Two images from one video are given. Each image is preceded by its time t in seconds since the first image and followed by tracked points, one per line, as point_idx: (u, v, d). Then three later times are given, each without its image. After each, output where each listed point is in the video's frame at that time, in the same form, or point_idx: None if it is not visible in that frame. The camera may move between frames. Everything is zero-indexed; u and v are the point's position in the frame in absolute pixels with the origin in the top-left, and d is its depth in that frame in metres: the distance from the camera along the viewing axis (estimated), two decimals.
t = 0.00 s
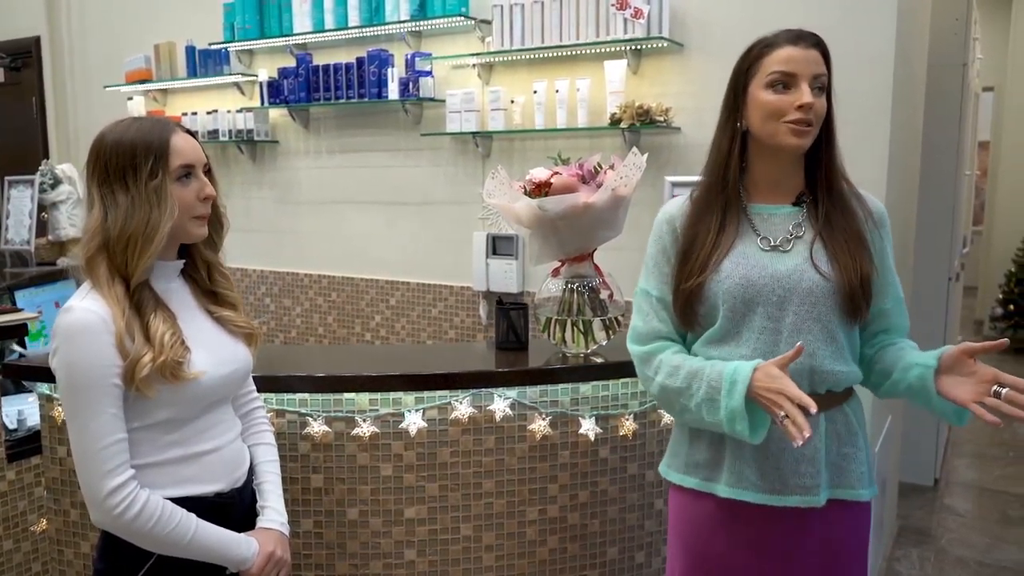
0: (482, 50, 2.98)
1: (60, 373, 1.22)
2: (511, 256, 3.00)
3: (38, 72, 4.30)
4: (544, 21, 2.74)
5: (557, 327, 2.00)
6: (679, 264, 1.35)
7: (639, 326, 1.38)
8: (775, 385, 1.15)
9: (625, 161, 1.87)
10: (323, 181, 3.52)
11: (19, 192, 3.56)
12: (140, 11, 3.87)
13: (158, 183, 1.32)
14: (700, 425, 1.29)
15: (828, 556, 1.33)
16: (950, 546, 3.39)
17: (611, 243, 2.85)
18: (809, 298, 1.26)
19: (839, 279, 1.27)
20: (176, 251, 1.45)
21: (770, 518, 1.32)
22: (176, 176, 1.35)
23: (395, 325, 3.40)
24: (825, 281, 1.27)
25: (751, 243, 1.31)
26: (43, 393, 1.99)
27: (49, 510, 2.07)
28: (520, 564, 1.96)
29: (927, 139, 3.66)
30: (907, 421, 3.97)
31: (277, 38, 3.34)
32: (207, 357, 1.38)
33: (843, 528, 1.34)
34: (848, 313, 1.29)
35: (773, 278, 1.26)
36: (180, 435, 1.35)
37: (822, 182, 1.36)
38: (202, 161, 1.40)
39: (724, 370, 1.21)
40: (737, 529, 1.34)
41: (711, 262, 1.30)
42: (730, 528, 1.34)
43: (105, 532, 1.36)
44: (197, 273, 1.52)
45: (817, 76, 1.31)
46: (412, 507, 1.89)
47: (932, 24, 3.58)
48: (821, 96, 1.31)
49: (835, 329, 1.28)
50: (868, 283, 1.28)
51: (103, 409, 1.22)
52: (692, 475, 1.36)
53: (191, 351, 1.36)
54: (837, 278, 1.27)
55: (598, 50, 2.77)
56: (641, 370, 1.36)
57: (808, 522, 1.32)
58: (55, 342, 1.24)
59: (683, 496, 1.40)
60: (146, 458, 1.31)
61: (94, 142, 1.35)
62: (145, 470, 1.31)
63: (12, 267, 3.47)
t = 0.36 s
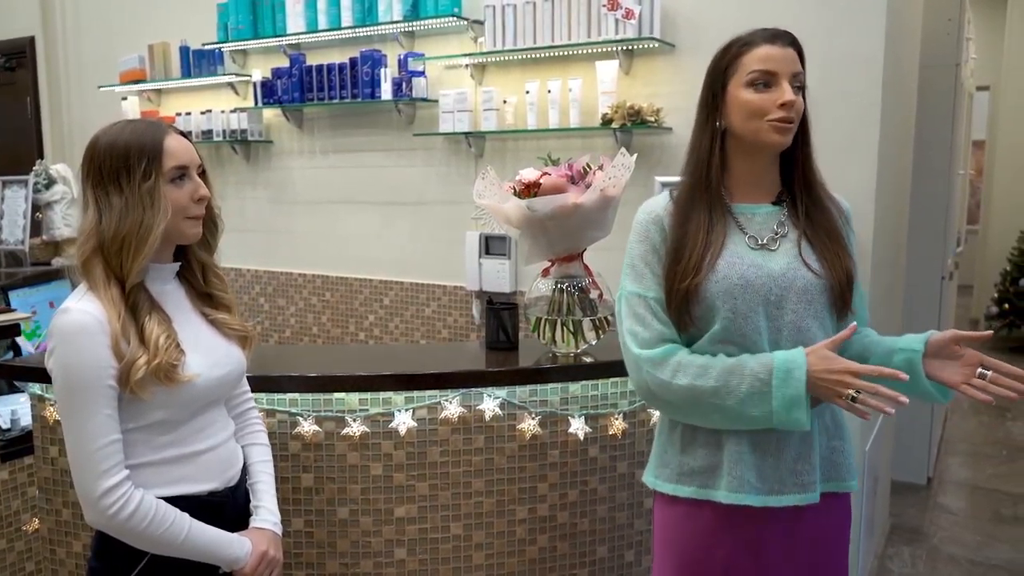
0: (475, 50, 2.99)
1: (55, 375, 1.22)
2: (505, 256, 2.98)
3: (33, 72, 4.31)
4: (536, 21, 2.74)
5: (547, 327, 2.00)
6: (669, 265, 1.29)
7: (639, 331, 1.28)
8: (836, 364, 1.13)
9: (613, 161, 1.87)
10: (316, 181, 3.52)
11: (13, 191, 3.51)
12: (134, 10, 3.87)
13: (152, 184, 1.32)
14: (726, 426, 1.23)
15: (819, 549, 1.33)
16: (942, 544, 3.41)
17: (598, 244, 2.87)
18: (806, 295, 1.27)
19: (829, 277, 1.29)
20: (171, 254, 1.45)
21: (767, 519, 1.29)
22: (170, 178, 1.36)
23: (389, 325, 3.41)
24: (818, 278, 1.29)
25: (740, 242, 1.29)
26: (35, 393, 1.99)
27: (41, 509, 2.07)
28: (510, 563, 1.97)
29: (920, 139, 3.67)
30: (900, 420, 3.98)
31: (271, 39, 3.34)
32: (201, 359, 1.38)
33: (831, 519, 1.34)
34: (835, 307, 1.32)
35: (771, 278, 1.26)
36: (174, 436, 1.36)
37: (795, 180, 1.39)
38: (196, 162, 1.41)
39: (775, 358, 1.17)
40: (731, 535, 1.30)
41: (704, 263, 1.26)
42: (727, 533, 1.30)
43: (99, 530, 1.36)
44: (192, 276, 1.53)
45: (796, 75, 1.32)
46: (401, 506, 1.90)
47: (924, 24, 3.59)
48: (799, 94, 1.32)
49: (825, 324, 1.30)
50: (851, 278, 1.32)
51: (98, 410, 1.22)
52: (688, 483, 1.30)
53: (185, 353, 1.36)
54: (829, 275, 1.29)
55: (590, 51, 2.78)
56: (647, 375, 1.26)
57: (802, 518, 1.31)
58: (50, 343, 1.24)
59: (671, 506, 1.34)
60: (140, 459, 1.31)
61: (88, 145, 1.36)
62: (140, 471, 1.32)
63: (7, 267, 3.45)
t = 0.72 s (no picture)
0: (466, 51, 3.01)
1: (44, 378, 1.23)
2: (496, 256, 3.02)
3: (28, 72, 4.32)
4: (526, 22, 2.76)
5: (534, 327, 2.02)
6: (680, 275, 1.20)
7: (648, 342, 1.19)
8: (840, 354, 1.15)
9: (598, 162, 1.88)
10: (310, 181, 3.54)
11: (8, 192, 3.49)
12: (128, 11, 3.88)
13: (142, 190, 1.34)
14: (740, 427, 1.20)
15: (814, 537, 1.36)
16: (933, 542, 3.42)
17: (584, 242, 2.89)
18: (801, 290, 1.28)
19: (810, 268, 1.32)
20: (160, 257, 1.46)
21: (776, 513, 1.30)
22: (160, 183, 1.37)
23: (382, 325, 3.42)
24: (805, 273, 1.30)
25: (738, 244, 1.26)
26: (26, 392, 2.01)
27: (32, 508, 2.09)
28: (496, 561, 1.98)
29: (912, 138, 3.69)
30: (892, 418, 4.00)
31: (264, 39, 3.35)
32: (189, 362, 1.40)
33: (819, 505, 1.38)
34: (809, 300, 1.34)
35: (777, 276, 1.24)
36: (162, 437, 1.37)
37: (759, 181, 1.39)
38: (186, 168, 1.42)
39: (788, 354, 1.15)
40: (747, 539, 1.29)
41: (718, 272, 1.19)
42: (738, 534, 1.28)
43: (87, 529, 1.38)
44: (180, 280, 1.54)
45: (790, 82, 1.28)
46: (389, 505, 1.92)
47: (916, 24, 3.60)
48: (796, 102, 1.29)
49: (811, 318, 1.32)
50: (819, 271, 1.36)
51: (85, 413, 1.23)
52: (706, 490, 1.26)
53: (173, 356, 1.37)
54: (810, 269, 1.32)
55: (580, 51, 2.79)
56: (664, 388, 1.17)
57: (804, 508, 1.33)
58: (38, 346, 1.25)
59: (680, 516, 1.29)
60: (128, 459, 1.33)
61: (79, 149, 1.37)
62: (128, 472, 1.33)
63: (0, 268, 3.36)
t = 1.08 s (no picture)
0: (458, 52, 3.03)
1: (35, 376, 1.24)
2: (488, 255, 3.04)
3: (24, 72, 4.34)
4: (518, 23, 2.77)
5: (523, 327, 2.04)
6: (641, 271, 1.25)
7: (607, 335, 1.24)
8: (797, 358, 1.13)
9: (585, 162, 1.90)
10: (304, 181, 3.55)
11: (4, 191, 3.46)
12: (123, 11, 3.90)
13: (132, 191, 1.35)
14: (696, 422, 1.23)
15: (791, 538, 1.35)
16: (924, 540, 3.44)
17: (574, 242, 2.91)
18: (774, 292, 1.28)
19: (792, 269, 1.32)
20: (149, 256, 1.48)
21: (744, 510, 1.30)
22: (149, 185, 1.39)
23: (376, 324, 3.44)
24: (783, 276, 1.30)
25: (709, 243, 1.28)
26: (19, 390, 2.03)
27: (24, 505, 2.12)
28: (485, 558, 2.00)
29: (903, 138, 3.70)
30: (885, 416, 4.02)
31: (258, 40, 3.37)
32: (179, 360, 1.41)
33: (800, 506, 1.37)
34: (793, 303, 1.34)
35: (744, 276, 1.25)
36: (152, 434, 1.38)
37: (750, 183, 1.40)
38: (175, 170, 1.44)
39: (738, 354, 1.16)
40: (715, 530, 1.30)
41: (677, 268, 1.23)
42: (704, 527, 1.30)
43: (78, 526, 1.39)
44: (169, 278, 1.55)
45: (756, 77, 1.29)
46: (378, 502, 1.93)
47: (907, 25, 3.62)
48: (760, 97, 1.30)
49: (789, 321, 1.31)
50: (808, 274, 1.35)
51: (77, 410, 1.25)
52: (666, 480, 1.29)
53: (163, 354, 1.39)
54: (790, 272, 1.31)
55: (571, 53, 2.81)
56: (618, 379, 1.23)
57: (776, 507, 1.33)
58: (30, 344, 1.27)
59: (649, 502, 1.33)
60: (118, 456, 1.34)
61: (69, 151, 1.38)
62: (119, 468, 1.35)
63: None
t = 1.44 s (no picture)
0: (455, 56, 3.05)
1: (35, 376, 1.27)
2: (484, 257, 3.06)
3: (26, 76, 4.38)
4: (514, 28, 2.80)
5: (516, 328, 2.05)
6: (617, 269, 1.43)
7: (590, 322, 1.49)
8: (694, 363, 1.24)
9: (578, 166, 1.93)
10: (303, 183, 3.58)
11: (6, 194, 3.42)
12: (124, 16, 3.93)
13: (129, 195, 1.38)
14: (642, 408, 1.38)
15: (752, 540, 1.38)
16: (920, 541, 3.45)
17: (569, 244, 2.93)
18: (727, 300, 1.32)
19: (759, 283, 1.31)
20: (145, 258, 1.50)
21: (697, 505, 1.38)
22: (146, 189, 1.41)
23: (374, 325, 3.47)
24: (744, 285, 1.32)
25: (680, 249, 1.38)
26: (19, 391, 2.05)
27: (24, 504, 2.15)
28: (479, 557, 2.03)
29: (899, 141, 3.73)
30: (882, 418, 4.03)
31: (258, 43, 3.40)
32: (176, 360, 1.44)
33: (767, 511, 1.38)
34: (767, 315, 1.33)
35: (692, 283, 1.33)
36: (149, 433, 1.41)
37: (755, 187, 1.40)
38: (171, 174, 1.46)
39: (652, 354, 1.31)
40: (670, 515, 1.40)
41: (639, 267, 1.39)
42: (660, 514, 1.41)
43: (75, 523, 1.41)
44: (165, 280, 1.58)
45: (742, 84, 1.37)
46: (373, 501, 1.96)
47: (903, 29, 3.64)
48: (748, 104, 1.37)
49: (751, 329, 1.33)
50: (787, 289, 1.32)
51: (76, 409, 1.27)
52: (628, 458, 1.45)
53: (160, 354, 1.42)
54: (755, 282, 1.32)
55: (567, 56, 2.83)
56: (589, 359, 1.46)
57: (733, 508, 1.37)
58: (29, 344, 1.29)
59: (625, 479, 1.48)
60: (116, 455, 1.37)
61: (67, 155, 1.40)
62: (116, 467, 1.37)
63: None
